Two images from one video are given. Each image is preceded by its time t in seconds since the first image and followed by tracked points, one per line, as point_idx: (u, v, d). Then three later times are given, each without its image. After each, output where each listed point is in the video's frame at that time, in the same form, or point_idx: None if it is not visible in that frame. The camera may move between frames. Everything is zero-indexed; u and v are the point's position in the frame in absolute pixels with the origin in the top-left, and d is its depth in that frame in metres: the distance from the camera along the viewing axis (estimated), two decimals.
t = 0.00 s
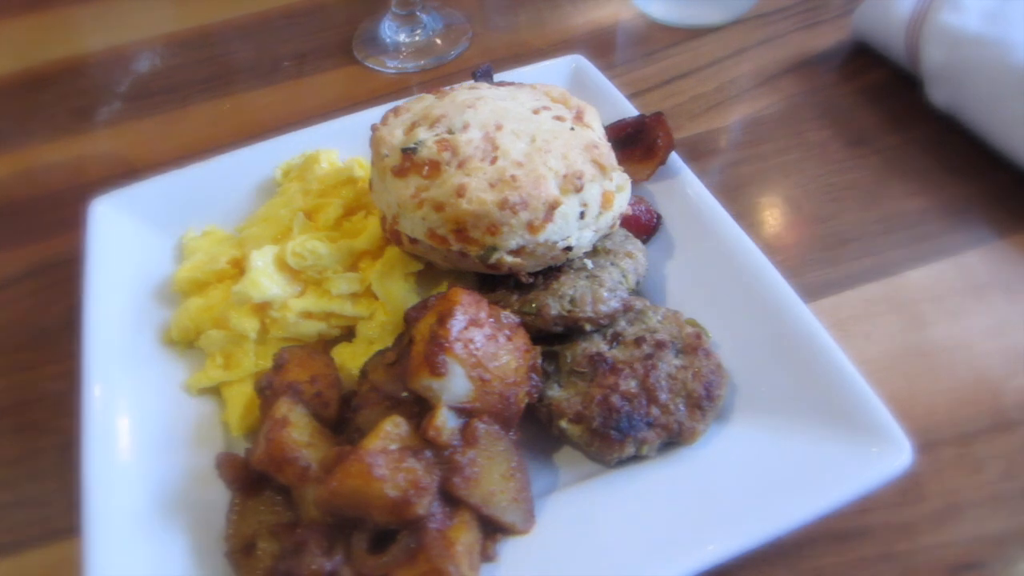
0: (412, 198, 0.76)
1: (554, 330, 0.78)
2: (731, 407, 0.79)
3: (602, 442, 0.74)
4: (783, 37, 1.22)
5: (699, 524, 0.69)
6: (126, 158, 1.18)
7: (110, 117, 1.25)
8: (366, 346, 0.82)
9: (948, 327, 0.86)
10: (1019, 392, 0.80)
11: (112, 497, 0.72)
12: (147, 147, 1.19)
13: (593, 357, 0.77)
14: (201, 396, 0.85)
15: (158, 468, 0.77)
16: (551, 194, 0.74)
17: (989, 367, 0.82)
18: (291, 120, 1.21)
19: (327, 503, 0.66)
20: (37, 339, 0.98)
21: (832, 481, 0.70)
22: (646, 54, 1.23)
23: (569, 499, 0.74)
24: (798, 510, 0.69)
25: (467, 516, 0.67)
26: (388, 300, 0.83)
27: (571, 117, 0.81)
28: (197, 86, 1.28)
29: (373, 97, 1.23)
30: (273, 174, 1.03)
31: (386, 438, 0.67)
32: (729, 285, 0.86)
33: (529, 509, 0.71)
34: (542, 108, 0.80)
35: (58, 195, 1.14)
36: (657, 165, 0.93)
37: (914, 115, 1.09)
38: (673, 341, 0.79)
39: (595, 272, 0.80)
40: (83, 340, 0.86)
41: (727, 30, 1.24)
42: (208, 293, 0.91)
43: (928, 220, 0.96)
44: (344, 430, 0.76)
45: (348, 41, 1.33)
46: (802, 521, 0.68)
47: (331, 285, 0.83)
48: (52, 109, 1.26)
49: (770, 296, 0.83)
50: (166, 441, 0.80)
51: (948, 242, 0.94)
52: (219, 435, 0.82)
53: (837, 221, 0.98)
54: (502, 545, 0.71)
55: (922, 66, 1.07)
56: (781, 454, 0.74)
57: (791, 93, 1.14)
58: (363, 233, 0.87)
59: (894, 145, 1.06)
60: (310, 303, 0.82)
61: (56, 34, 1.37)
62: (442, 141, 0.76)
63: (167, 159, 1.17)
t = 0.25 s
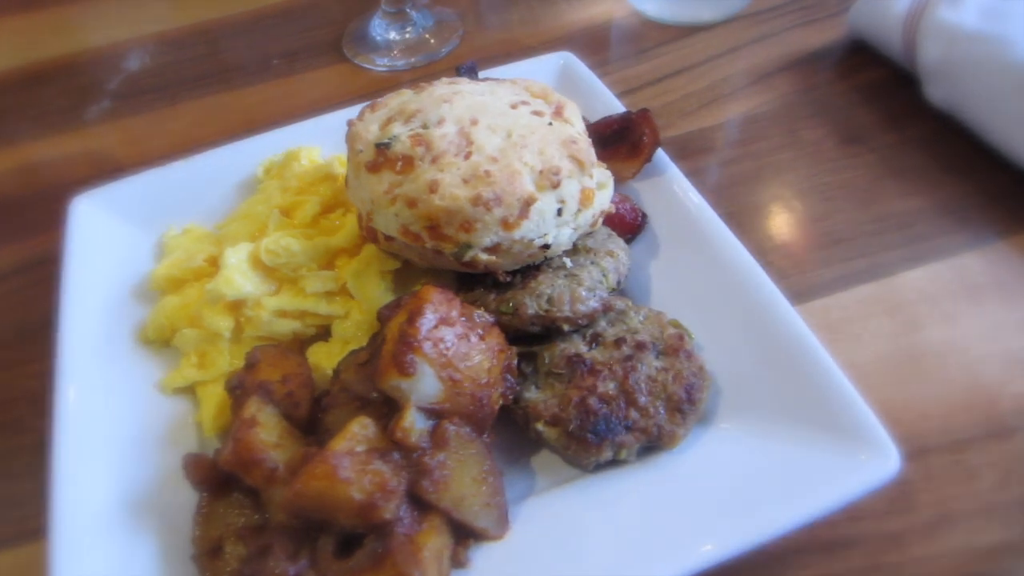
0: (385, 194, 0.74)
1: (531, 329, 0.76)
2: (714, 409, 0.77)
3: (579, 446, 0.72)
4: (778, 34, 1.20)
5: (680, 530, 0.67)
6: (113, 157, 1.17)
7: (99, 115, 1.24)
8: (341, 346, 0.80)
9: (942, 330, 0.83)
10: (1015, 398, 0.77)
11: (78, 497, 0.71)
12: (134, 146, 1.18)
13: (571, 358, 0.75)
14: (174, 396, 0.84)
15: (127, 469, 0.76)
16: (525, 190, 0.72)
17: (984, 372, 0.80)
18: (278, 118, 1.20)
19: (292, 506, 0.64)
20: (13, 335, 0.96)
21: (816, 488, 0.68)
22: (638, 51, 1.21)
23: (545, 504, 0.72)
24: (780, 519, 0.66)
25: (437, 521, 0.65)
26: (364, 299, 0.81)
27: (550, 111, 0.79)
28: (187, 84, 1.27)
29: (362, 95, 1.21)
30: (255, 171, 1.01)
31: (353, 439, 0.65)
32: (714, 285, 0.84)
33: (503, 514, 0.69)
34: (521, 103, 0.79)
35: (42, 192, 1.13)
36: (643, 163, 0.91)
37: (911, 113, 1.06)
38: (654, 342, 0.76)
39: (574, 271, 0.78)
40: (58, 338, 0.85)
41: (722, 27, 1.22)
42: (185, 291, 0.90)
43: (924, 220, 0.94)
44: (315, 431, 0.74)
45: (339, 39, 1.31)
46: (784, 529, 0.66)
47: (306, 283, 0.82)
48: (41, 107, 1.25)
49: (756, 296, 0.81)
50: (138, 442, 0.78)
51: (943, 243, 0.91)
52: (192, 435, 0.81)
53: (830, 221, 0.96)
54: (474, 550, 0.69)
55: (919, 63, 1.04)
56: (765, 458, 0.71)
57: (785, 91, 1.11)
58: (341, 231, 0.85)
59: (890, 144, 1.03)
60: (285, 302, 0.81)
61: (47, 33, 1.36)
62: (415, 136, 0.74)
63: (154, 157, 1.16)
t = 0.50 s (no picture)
0: (381, 196, 0.73)
1: (526, 338, 0.74)
2: (713, 427, 0.74)
3: (569, 460, 0.70)
4: (799, 43, 1.17)
5: (671, 551, 0.64)
6: (124, 152, 1.17)
7: (114, 110, 1.24)
8: (333, 349, 0.79)
9: (957, 352, 0.80)
10: None
11: (61, 491, 0.70)
12: (145, 142, 1.19)
13: (565, 369, 0.73)
14: (166, 393, 0.83)
15: (113, 464, 0.75)
16: (522, 195, 0.70)
17: (1001, 398, 0.76)
18: (289, 117, 1.19)
19: (269, 511, 0.63)
20: (13, 325, 0.95)
21: (816, 513, 0.65)
22: (655, 58, 1.18)
23: (531, 519, 0.70)
24: (777, 544, 0.63)
25: (418, 533, 0.63)
26: (358, 301, 0.80)
27: (552, 115, 0.77)
28: (201, 82, 1.27)
29: (374, 96, 1.20)
30: (260, 170, 1.01)
31: (334, 445, 0.63)
32: (719, 298, 0.81)
33: (488, 527, 0.67)
34: (522, 106, 0.77)
35: (53, 185, 1.13)
36: (651, 171, 0.89)
37: (934, 126, 1.02)
38: (652, 355, 0.74)
39: (572, 280, 0.76)
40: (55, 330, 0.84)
41: (742, 35, 1.19)
42: (182, 287, 0.89)
43: (943, 237, 0.90)
44: (301, 435, 0.72)
45: (354, 39, 1.31)
46: (780, 555, 0.63)
47: (300, 284, 0.81)
48: (57, 102, 1.26)
49: (760, 310, 0.78)
50: (126, 438, 0.77)
51: (962, 261, 0.88)
52: (180, 433, 0.80)
53: (844, 236, 0.93)
54: (457, 564, 0.66)
55: (943, 75, 1.01)
56: (764, 480, 0.69)
57: (804, 101, 1.08)
58: (338, 231, 0.84)
59: (911, 157, 1.00)
60: (278, 301, 0.80)
61: (68, 28, 1.38)
62: (413, 137, 0.73)
63: (164, 153, 1.16)
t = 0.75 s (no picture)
0: (376, 212, 0.71)
1: (519, 367, 0.71)
2: (711, 469, 0.70)
3: (556, 496, 0.67)
4: (825, 73, 1.13)
5: None
6: (138, 159, 1.18)
7: (132, 116, 1.25)
8: (322, 367, 0.77)
9: (976, 403, 0.75)
10: None
11: (37, 498, 0.68)
12: (160, 149, 1.19)
13: (557, 401, 0.70)
14: (154, 404, 0.81)
15: (94, 470, 0.73)
16: (519, 218, 0.68)
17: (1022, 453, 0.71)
18: (303, 129, 1.19)
19: (239, 534, 0.61)
20: (11, 327, 0.94)
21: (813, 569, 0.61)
22: (676, 82, 1.16)
23: (512, 555, 0.66)
24: None
25: (393, 565, 0.60)
26: (350, 319, 0.77)
27: (557, 136, 0.75)
28: (220, 91, 1.27)
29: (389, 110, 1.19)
30: (266, 180, 1.00)
31: (309, 468, 0.61)
32: (724, 334, 0.78)
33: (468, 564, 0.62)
34: (526, 125, 0.75)
35: (65, 189, 1.14)
36: (660, 197, 0.87)
37: (963, 162, 0.99)
38: (649, 391, 0.70)
39: (568, 308, 0.73)
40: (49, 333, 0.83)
41: (766, 63, 1.16)
42: (178, 297, 0.88)
43: (967, 278, 0.86)
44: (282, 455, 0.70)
45: (374, 54, 1.30)
46: None
47: (293, 299, 0.79)
48: (77, 106, 1.27)
49: (767, 349, 0.75)
50: (110, 446, 0.76)
51: (986, 305, 0.83)
52: (165, 446, 0.78)
53: (861, 274, 0.89)
54: None
55: (974, 110, 0.97)
56: (761, 531, 0.65)
57: (828, 132, 1.05)
58: (336, 246, 0.82)
59: (938, 194, 0.96)
60: (270, 316, 0.78)
61: (95, 35, 1.39)
62: (411, 153, 0.71)
63: (177, 161, 1.16)
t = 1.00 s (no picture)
0: (378, 204, 0.69)
1: (519, 371, 0.68)
2: (718, 490, 0.66)
3: (550, 510, 0.62)
4: (863, 86, 1.09)
5: None
6: (157, 146, 1.17)
7: (156, 104, 1.24)
8: (318, 361, 0.74)
9: (1011, 437, 0.70)
10: None
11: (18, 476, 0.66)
12: (179, 138, 1.18)
13: (558, 409, 0.66)
14: (146, 390, 0.79)
15: (80, 452, 0.71)
16: (525, 215, 0.64)
17: None
18: (324, 122, 1.17)
19: (212, 529, 0.57)
20: (15, 306, 0.93)
21: None
22: (706, 90, 1.12)
23: (500, 569, 0.62)
24: None
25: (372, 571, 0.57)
26: (348, 313, 0.75)
27: (571, 134, 0.72)
28: (244, 83, 1.26)
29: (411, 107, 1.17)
30: (278, 170, 0.98)
31: (288, 463, 0.58)
32: (741, 348, 0.74)
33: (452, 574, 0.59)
34: (540, 122, 0.72)
35: (83, 173, 1.13)
36: (681, 204, 0.83)
37: (1006, 183, 0.93)
38: (656, 404, 0.66)
39: (575, 312, 0.69)
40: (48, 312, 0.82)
41: (802, 74, 1.12)
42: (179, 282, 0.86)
43: (1006, 304, 0.81)
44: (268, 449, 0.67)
45: (400, 51, 1.28)
46: None
47: (291, 289, 0.76)
48: (103, 93, 1.27)
49: (785, 367, 0.70)
50: (100, 427, 0.74)
51: None
52: (154, 433, 0.76)
53: (891, 294, 0.84)
54: None
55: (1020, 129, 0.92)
56: (769, 560, 0.60)
57: (863, 147, 1.00)
58: (341, 238, 0.80)
59: (978, 215, 0.90)
60: (267, 305, 0.75)
61: (126, 24, 1.40)
62: (417, 145, 0.69)
63: (195, 150, 1.15)
